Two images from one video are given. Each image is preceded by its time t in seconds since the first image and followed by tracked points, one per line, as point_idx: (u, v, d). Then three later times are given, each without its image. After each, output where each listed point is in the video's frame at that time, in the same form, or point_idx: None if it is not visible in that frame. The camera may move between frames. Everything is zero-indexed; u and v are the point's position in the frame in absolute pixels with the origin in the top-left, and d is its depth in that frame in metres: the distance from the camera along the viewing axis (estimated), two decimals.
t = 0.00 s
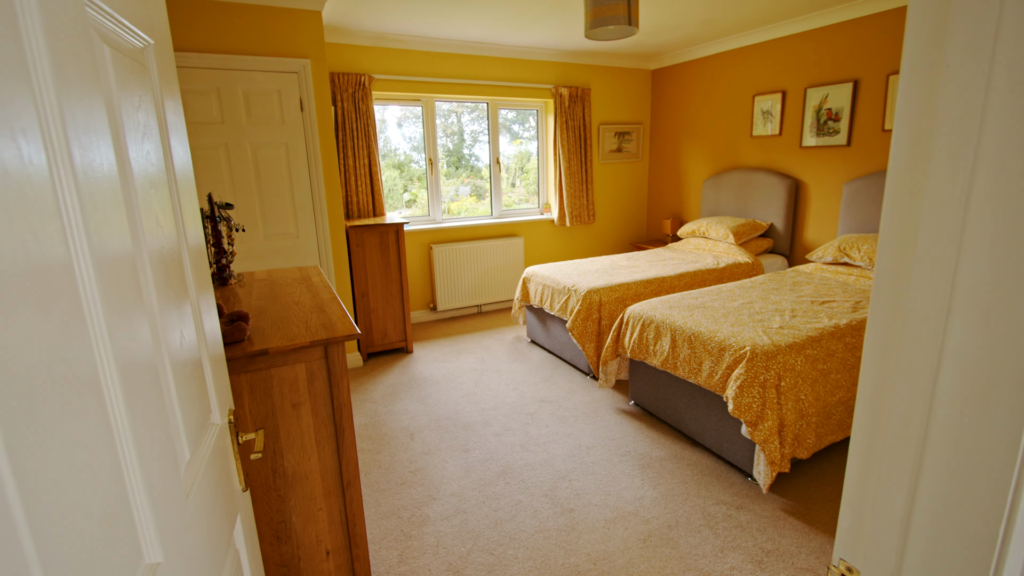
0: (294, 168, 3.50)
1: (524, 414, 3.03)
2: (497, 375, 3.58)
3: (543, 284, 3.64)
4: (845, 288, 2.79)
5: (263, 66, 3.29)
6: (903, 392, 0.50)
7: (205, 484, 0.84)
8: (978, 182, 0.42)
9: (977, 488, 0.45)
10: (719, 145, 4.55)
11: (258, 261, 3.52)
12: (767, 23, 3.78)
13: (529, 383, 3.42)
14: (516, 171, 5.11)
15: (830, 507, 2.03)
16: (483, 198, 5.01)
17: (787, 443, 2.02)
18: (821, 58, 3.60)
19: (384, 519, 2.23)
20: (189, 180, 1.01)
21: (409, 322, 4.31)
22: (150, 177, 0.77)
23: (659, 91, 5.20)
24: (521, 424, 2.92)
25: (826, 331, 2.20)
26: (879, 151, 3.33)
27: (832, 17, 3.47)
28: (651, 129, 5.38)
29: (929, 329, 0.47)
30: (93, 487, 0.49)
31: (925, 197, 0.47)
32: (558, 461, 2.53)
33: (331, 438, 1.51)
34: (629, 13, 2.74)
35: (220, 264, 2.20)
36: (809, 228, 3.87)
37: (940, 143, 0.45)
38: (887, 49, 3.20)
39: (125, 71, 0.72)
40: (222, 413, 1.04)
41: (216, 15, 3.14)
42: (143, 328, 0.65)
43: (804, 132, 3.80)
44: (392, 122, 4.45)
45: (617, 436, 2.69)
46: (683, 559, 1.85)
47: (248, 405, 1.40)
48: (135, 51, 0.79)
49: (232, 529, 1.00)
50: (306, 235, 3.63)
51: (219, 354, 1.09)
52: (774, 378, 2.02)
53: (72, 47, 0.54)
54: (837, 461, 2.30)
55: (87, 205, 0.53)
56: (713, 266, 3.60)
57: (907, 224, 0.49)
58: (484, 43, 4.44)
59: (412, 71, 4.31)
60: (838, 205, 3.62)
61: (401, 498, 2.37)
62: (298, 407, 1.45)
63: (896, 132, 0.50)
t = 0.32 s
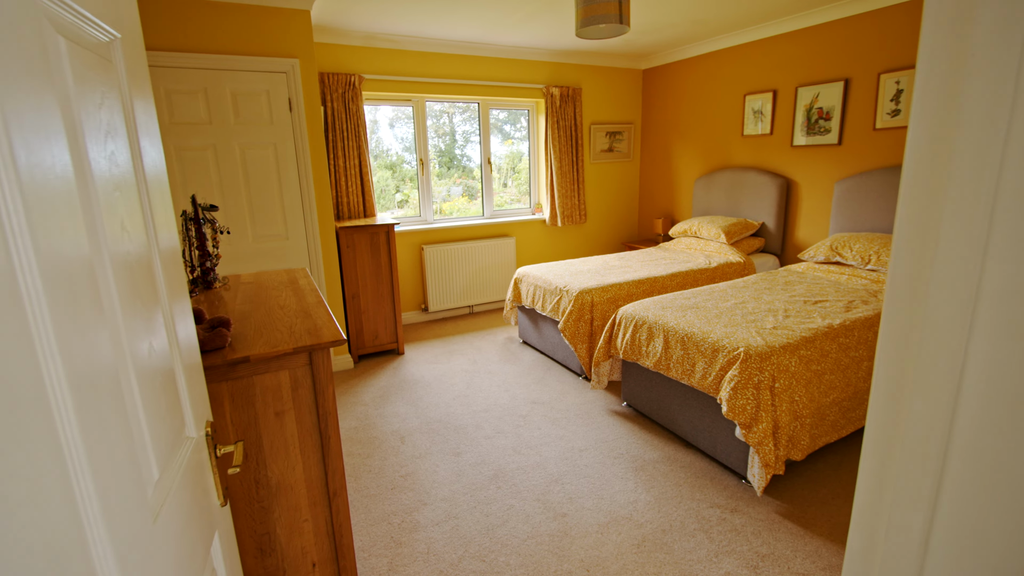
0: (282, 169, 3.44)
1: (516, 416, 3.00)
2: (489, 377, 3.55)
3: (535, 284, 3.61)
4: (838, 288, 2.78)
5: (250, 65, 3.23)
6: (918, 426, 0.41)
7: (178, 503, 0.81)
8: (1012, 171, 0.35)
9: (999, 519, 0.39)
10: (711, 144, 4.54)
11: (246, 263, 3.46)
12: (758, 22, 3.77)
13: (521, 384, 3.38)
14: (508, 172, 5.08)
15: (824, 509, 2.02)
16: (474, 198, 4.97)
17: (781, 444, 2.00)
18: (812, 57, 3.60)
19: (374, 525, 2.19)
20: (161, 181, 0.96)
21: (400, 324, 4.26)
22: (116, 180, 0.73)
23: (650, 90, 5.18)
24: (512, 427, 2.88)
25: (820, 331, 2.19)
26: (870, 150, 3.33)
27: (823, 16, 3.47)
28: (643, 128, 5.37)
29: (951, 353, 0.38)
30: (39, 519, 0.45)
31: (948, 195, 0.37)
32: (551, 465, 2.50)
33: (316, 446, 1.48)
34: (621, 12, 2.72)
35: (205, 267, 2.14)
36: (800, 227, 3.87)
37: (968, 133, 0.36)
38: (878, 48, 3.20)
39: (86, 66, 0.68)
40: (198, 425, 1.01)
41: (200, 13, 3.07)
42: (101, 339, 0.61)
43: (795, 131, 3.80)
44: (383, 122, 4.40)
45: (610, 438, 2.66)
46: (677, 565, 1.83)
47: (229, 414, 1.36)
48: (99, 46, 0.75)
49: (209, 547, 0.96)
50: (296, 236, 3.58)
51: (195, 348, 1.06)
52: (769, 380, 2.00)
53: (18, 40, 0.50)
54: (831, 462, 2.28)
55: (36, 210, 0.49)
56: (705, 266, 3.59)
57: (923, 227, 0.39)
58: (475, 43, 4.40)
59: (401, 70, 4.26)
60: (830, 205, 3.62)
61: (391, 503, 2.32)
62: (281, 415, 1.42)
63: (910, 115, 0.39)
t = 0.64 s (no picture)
0: (269, 169, 3.37)
1: (508, 419, 2.96)
2: (481, 379, 3.50)
3: (526, 285, 3.57)
4: (830, 288, 2.77)
5: (236, 64, 3.16)
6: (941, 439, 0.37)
7: (146, 524, 0.77)
8: None
9: None
10: (703, 143, 4.53)
11: (233, 266, 3.38)
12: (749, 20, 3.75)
13: (513, 386, 3.34)
14: (500, 171, 5.04)
15: (820, 512, 2.00)
16: (466, 198, 4.92)
17: (776, 447, 1.98)
18: (804, 55, 3.59)
19: (363, 533, 2.14)
20: (127, 183, 0.91)
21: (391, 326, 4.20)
22: (71, 181, 0.68)
23: (642, 90, 5.16)
24: (504, 430, 2.84)
25: (814, 332, 2.17)
26: (862, 149, 3.33)
27: (815, 15, 3.46)
28: (635, 127, 5.35)
29: (979, 361, 0.35)
30: None
31: (979, 186, 0.33)
32: (543, 469, 2.46)
33: (299, 457, 1.44)
34: (612, 9, 2.68)
35: (186, 271, 2.09)
36: (793, 226, 3.86)
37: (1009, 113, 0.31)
38: (869, 47, 3.19)
39: (34, 56, 0.63)
40: (169, 441, 0.96)
41: (182, 9, 2.99)
42: (48, 352, 0.56)
43: (786, 130, 3.79)
44: (374, 122, 4.34)
45: (603, 441, 2.63)
46: (671, 571, 1.80)
47: (207, 425, 1.32)
48: (53, 38, 0.69)
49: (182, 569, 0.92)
50: (284, 238, 3.50)
51: (167, 352, 1.04)
52: (763, 382, 1.97)
53: None
54: (826, 463, 2.27)
55: None
56: (697, 266, 3.56)
57: (949, 229, 0.35)
58: (465, 42, 4.35)
59: (391, 69, 4.20)
60: (822, 204, 3.61)
61: (380, 510, 2.27)
62: (262, 426, 1.38)
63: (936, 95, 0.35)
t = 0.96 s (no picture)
0: (255, 168, 3.29)
1: (499, 422, 2.91)
2: (471, 381, 3.45)
3: (517, 286, 3.52)
4: (823, 288, 2.75)
5: (219, 61, 3.08)
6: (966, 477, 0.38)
7: (106, 552, 0.72)
8: None
9: None
10: (694, 142, 4.51)
11: (217, 267, 3.30)
12: (741, 19, 3.73)
13: (505, 389, 3.30)
14: (491, 170, 4.99)
15: (815, 516, 1.98)
16: (457, 197, 4.86)
17: (770, 450, 1.96)
18: (796, 54, 3.58)
19: (351, 542, 2.08)
20: (88, 185, 0.86)
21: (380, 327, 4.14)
22: (16, 182, 0.63)
23: (633, 88, 5.13)
24: (495, 433, 2.80)
25: (808, 333, 2.15)
26: (854, 149, 3.32)
27: (806, 14, 3.45)
28: (626, 126, 5.32)
29: (1010, 376, 0.36)
30: None
31: (1006, 213, 0.34)
32: (535, 473, 2.42)
33: (281, 469, 1.40)
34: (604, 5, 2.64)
35: (164, 275, 2.02)
36: (784, 226, 3.85)
37: None
38: (861, 46, 3.18)
39: None
40: (135, 460, 0.91)
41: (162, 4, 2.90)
42: None
43: (778, 129, 3.77)
44: (364, 121, 4.27)
45: (596, 444, 2.59)
46: None
47: (182, 438, 1.28)
48: None
49: None
50: (270, 238, 3.43)
51: (134, 363, 1.00)
52: (757, 384, 1.95)
53: None
54: (819, 465, 2.25)
55: None
56: (689, 266, 3.54)
57: (975, 251, 0.36)
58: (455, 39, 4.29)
59: (379, 66, 4.12)
60: (814, 203, 3.61)
61: (368, 518, 2.22)
62: (241, 438, 1.34)
63: (959, 118, 0.36)
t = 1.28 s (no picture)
0: (238, 168, 3.21)
1: (489, 426, 2.86)
2: (461, 384, 3.39)
3: (507, 287, 3.47)
4: (816, 288, 2.73)
5: (201, 57, 2.99)
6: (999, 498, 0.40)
7: None
8: None
9: None
10: (685, 142, 4.49)
11: (199, 269, 3.20)
12: (732, 17, 3.71)
13: (495, 391, 3.24)
14: (481, 170, 4.93)
15: (810, 519, 1.95)
16: (447, 197, 4.80)
17: (765, 454, 1.92)
18: (787, 53, 3.56)
19: (337, 552, 2.02)
20: (41, 187, 0.79)
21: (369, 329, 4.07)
22: None
23: (624, 87, 5.10)
24: (486, 437, 2.74)
25: (801, 335, 2.12)
26: (845, 148, 3.31)
27: (797, 12, 3.44)
28: (617, 125, 5.29)
29: None
30: None
31: None
32: (526, 478, 2.37)
33: (259, 483, 1.34)
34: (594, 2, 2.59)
35: (139, 279, 1.95)
36: (776, 225, 3.84)
37: None
38: (851, 45, 3.18)
39: None
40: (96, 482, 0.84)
41: None
42: None
43: (769, 128, 3.76)
44: (353, 120, 4.21)
45: (588, 448, 2.55)
46: None
47: (153, 452, 1.21)
48: None
49: None
50: (254, 239, 3.34)
51: (94, 374, 0.93)
52: (751, 387, 1.92)
53: None
54: (813, 467, 2.23)
55: None
56: (681, 266, 3.51)
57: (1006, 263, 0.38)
58: (444, 37, 4.22)
59: (367, 64, 4.05)
60: (805, 203, 3.60)
61: (355, 527, 2.16)
62: (216, 451, 1.28)
63: (990, 133, 0.38)
